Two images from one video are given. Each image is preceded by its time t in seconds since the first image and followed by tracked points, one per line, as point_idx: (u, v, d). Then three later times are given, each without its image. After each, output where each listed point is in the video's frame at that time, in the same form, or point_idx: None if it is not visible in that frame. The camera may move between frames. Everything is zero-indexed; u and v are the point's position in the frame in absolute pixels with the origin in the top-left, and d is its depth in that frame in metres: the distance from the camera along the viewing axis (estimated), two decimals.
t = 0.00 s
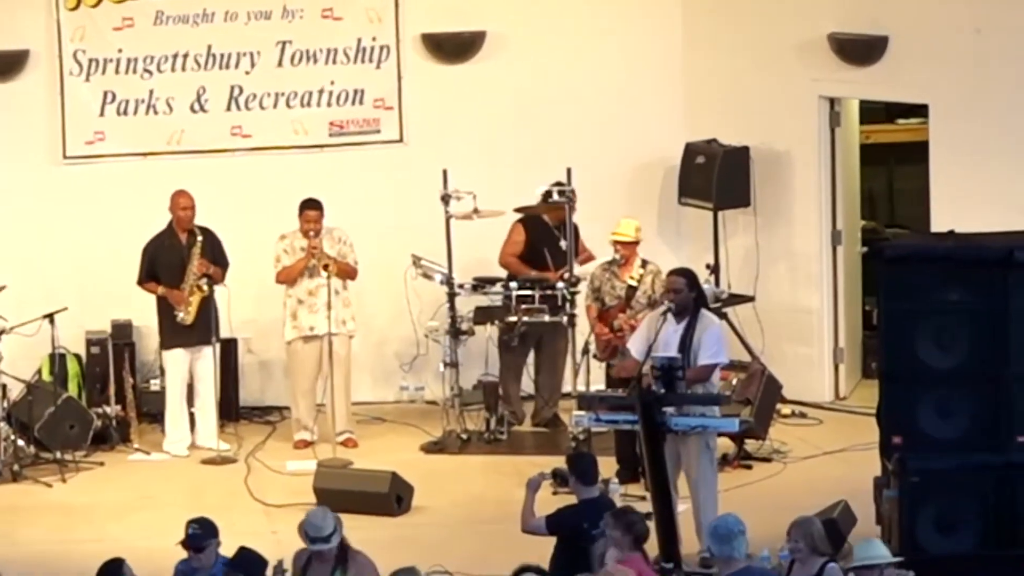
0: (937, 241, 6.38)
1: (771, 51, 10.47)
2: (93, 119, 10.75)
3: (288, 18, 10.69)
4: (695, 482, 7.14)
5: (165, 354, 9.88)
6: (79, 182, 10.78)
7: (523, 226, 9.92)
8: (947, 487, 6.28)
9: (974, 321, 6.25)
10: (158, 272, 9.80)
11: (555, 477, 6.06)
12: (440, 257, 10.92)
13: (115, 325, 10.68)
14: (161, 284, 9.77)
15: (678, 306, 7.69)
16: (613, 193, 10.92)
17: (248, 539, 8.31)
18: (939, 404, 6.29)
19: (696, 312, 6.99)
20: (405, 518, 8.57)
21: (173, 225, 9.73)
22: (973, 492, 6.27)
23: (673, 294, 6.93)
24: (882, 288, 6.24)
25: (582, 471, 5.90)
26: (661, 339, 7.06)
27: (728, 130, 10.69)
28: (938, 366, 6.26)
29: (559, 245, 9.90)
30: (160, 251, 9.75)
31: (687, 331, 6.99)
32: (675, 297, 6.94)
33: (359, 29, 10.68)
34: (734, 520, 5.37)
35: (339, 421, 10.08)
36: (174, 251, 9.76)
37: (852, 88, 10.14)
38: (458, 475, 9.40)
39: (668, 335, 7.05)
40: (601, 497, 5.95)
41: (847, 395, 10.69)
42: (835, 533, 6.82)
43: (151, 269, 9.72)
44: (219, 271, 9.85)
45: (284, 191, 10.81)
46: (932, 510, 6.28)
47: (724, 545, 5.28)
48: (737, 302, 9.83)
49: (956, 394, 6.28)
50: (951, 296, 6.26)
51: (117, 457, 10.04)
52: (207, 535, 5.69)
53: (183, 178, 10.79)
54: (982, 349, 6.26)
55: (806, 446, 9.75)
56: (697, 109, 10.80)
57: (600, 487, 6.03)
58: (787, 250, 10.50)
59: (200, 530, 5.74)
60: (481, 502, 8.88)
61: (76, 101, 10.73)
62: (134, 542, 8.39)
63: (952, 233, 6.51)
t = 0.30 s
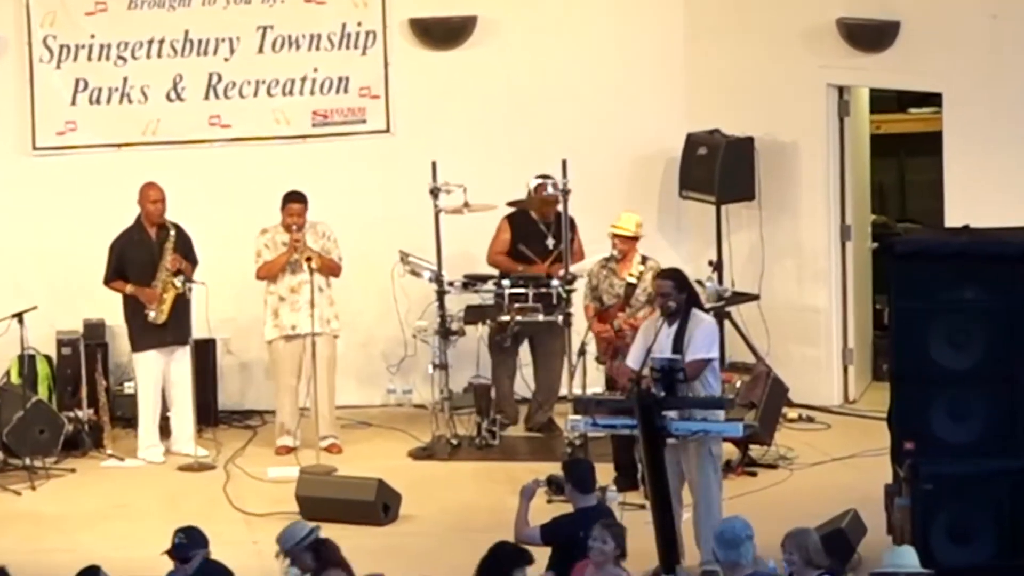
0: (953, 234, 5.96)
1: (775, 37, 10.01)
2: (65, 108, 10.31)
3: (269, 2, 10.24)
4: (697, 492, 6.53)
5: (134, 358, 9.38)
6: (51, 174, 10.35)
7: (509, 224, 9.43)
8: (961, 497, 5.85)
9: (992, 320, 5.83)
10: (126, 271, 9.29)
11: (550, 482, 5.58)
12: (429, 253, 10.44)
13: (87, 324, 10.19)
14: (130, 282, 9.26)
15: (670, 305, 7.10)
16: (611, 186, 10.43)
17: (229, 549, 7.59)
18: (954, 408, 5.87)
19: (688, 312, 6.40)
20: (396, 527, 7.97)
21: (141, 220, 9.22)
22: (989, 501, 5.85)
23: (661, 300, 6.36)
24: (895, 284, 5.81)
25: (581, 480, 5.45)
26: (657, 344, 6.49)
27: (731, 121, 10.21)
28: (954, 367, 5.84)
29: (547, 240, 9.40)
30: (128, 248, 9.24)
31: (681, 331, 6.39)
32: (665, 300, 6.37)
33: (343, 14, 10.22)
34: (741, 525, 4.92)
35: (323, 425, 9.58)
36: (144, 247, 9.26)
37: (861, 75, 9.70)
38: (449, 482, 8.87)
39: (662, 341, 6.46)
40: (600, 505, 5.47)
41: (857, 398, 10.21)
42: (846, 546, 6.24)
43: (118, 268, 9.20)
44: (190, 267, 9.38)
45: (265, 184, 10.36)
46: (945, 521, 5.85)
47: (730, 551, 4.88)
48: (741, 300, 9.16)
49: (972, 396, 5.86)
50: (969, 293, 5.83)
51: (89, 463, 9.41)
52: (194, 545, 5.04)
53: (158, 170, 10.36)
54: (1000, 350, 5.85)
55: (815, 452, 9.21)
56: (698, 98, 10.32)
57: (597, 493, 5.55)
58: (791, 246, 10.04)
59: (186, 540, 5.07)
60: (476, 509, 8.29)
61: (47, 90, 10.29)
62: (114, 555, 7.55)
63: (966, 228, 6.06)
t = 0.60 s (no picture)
0: (957, 234, 5.86)
1: (777, 33, 9.90)
2: (58, 105, 10.21)
3: None
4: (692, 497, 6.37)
5: (128, 359, 9.26)
6: (44, 172, 10.25)
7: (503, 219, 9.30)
8: (966, 500, 5.72)
9: (997, 320, 5.72)
10: (119, 272, 9.18)
11: (550, 487, 5.47)
12: (426, 253, 10.34)
13: (81, 324, 10.08)
14: (123, 283, 9.16)
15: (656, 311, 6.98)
16: (611, 184, 10.33)
17: (225, 551, 7.45)
18: (958, 410, 5.76)
19: (685, 318, 6.31)
20: (395, 530, 7.83)
21: (134, 220, 9.12)
22: (995, 505, 5.72)
23: (660, 302, 6.27)
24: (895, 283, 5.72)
25: (581, 483, 5.33)
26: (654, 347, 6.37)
27: (732, 118, 10.10)
28: (957, 368, 5.73)
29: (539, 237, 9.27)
30: (121, 248, 9.14)
31: (681, 334, 6.28)
32: (664, 301, 6.27)
33: (340, 10, 10.12)
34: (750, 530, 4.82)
35: (319, 426, 9.47)
36: (137, 248, 9.16)
37: (864, 72, 9.59)
38: (447, 483, 8.75)
39: (658, 344, 6.36)
40: (600, 508, 5.35)
41: (859, 399, 10.10)
42: (847, 547, 6.12)
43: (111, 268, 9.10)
44: (184, 268, 9.28)
45: (260, 183, 10.26)
46: (950, 524, 5.73)
47: (738, 556, 4.81)
48: (742, 300, 9.02)
49: (977, 398, 5.74)
50: (972, 294, 5.73)
51: (84, 465, 9.28)
52: (185, 550, 4.90)
53: (154, 169, 10.26)
54: (1006, 351, 5.74)
55: (815, 454, 9.09)
56: (698, 96, 10.22)
57: (598, 497, 5.44)
58: (793, 244, 9.94)
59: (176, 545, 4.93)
60: (473, 510, 8.17)
61: (40, 87, 10.19)
62: (108, 557, 7.40)
63: (970, 227, 5.94)
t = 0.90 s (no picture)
0: (957, 234, 5.86)
1: (777, 33, 9.90)
2: (58, 105, 10.21)
3: None
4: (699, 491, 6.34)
5: (128, 358, 9.26)
6: (44, 172, 10.25)
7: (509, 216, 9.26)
8: (965, 500, 5.72)
9: (997, 320, 5.72)
10: (121, 271, 9.18)
11: (550, 488, 5.47)
12: (426, 253, 10.34)
13: (81, 324, 10.08)
14: (125, 283, 9.16)
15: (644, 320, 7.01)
16: (611, 184, 10.33)
17: (225, 551, 7.45)
18: (958, 411, 5.76)
19: (685, 313, 6.35)
20: (395, 530, 7.83)
21: (137, 219, 9.12)
22: (994, 505, 5.72)
23: (659, 302, 6.29)
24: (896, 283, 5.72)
25: (580, 484, 5.31)
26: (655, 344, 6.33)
27: (732, 119, 10.10)
28: (957, 368, 5.73)
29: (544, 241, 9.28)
30: (123, 247, 9.14)
31: (685, 332, 6.31)
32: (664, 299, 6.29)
33: (340, 10, 10.12)
34: (766, 523, 4.77)
35: (319, 426, 9.47)
36: (139, 248, 9.16)
37: (863, 72, 9.59)
38: (446, 483, 8.75)
39: (660, 344, 6.36)
40: (599, 509, 5.35)
41: (859, 399, 10.10)
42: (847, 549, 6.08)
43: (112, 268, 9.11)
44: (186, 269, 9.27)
45: (260, 184, 10.26)
46: (949, 524, 5.73)
47: (752, 548, 4.76)
48: (741, 300, 9.03)
49: (977, 398, 5.75)
50: (972, 294, 5.73)
51: (84, 465, 9.28)
52: (173, 551, 4.89)
53: (154, 169, 10.26)
54: (1006, 352, 5.74)
55: (815, 454, 9.09)
56: (698, 96, 10.22)
57: (599, 497, 5.44)
58: (793, 244, 9.93)
59: (164, 547, 4.91)
60: (473, 510, 8.16)
61: (40, 88, 10.18)
62: (107, 557, 7.40)
63: (970, 226, 5.95)
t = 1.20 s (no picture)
0: (957, 233, 5.86)
1: (777, 33, 9.90)
2: (58, 105, 10.21)
3: None
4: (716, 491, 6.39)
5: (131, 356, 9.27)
6: (44, 172, 10.24)
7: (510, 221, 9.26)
8: (965, 500, 5.73)
9: (997, 321, 5.72)
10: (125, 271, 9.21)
11: (550, 489, 5.46)
12: (426, 253, 10.34)
13: (81, 324, 10.08)
14: (129, 281, 9.17)
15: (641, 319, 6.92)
16: (611, 184, 10.33)
17: (225, 551, 7.44)
18: (958, 411, 5.75)
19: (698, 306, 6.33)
20: (396, 530, 7.83)
21: (143, 219, 9.12)
22: (993, 505, 5.73)
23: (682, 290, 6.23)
24: (896, 283, 5.72)
25: (580, 485, 5.32)
26: (662, 341, 6.33)
27: (732, 119, 10.10)
28: (957, 368, 5.73)
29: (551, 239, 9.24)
30: (127, 246, 9.15)
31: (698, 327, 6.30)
32: (682, 292, 6.24)
33: (340, 10, 10.12)
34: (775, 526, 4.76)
35: (319, 426, 9.47)
36: (144, 247, 9.17)
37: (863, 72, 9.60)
38: (446, 483, 8.75)
39: (675, 336, 6.32)
40: (599, 509, 5.35)
41: (858, 399, 10.11)
42: (846, 546, 6.08)
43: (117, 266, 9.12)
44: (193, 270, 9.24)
45: (260, 184, 10.26)
46: (949, 523, 5.74)
47: (763, 551, 4.76)
48: (740, 300, 9.04)
49: (977, 398, 5.74)
50: (972, 294, 5.73)
51: (84, 465, 9.27)
52: (160, 551, 4.89)
53: (154, 169, 10.26)
54: (1005, 352, 5.74)
55: (815, 454, 9.09)
56: (698, 96, 10.22)
57: (600, 499, 5.44)
58: (793, 244, 9.94)
59: (151, 546, 4.91)
60: (473, 510, 8.16)
61: (40, 87, 10.18)
62: (107, 557, 7.39)
63: (970, 226, 5.95)
